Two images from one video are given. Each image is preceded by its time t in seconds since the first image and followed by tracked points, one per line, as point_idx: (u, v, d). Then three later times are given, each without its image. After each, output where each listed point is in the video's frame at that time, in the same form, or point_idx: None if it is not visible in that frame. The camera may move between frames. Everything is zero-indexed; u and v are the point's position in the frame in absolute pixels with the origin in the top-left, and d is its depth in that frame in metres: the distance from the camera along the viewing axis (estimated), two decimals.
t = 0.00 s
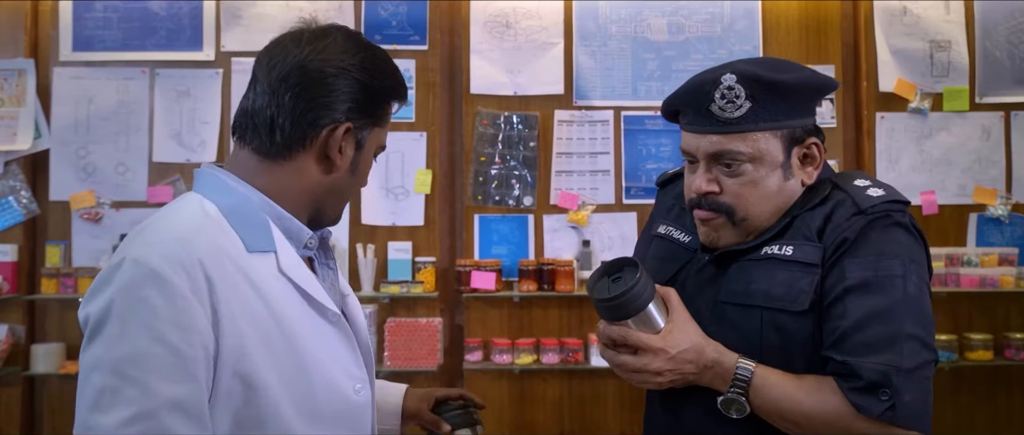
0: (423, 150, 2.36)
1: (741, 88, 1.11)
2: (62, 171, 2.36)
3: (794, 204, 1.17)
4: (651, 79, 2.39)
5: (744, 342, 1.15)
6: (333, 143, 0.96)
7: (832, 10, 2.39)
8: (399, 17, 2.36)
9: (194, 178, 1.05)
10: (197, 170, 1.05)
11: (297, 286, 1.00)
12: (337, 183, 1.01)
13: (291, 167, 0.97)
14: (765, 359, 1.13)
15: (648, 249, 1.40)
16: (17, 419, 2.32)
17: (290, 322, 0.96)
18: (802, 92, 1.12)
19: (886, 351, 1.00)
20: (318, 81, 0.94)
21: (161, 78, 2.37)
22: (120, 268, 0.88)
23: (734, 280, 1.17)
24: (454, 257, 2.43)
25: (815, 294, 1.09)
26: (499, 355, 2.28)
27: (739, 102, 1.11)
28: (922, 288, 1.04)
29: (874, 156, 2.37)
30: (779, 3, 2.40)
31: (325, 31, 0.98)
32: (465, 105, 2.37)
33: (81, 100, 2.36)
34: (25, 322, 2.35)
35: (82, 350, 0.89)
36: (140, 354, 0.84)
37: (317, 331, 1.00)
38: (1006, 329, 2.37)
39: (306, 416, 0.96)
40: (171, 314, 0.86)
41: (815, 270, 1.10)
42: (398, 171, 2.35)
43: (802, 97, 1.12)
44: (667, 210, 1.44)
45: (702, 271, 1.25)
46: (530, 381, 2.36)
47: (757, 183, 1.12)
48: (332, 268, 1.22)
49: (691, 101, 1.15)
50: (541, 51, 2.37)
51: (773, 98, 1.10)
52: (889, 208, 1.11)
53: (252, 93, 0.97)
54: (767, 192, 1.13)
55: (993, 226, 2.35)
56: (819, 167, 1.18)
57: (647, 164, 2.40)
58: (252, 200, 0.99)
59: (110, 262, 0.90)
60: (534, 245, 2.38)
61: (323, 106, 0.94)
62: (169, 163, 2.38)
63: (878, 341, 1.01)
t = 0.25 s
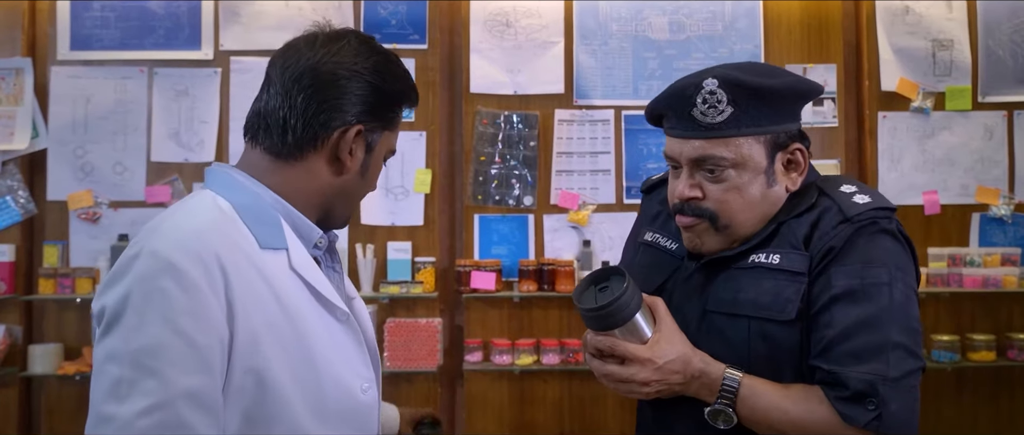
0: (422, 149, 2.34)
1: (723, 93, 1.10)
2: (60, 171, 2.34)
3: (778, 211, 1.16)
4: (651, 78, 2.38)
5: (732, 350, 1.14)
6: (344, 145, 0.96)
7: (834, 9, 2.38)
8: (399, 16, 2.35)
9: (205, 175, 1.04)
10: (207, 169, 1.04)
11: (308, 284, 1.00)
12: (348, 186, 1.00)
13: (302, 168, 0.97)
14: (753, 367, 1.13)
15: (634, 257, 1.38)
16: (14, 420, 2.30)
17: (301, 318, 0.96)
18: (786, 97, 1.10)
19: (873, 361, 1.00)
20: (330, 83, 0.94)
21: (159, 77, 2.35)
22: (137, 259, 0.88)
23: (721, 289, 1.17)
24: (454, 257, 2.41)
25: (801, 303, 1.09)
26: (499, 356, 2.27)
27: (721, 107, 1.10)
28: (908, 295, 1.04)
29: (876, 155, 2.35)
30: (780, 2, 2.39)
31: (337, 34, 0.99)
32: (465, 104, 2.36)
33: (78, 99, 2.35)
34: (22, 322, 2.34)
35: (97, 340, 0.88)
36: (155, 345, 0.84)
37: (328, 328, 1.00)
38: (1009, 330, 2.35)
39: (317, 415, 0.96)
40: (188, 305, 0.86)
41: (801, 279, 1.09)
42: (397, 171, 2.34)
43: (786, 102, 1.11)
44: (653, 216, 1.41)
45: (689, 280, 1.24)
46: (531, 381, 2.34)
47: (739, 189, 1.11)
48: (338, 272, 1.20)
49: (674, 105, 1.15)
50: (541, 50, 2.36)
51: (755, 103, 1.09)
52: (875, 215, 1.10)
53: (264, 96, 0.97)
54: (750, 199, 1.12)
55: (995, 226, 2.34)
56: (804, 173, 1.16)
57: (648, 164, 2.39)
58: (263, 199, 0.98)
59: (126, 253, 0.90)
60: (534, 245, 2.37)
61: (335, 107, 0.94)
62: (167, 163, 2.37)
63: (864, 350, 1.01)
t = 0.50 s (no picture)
0: (422, 146, 2.33)
1: (711, 89, 1.09)
2: (58, 168, 2.33)
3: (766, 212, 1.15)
4: (652, 75, 2.36)
5: (723, 354, 1.13)
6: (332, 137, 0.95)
7: (836, 5, 2.36)
8: (399, 13, 2.34)
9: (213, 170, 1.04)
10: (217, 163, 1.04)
11: (312, 280, 0.99)
12: (346, 176, 0.98)
13: (294, 163, 0.97)
14: (744, 371, 1.12)
15: (625, 259, 1.36)
16: (13, 419, 2.30)
17: (303, 313, 0.95)
18: (775, 95, 1.09)
19: (864, 364, 0.99)
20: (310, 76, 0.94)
21: (158, 74, 2.34)
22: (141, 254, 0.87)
23: (711, 291, 1.15)
24: (454, 255, 2.40)
25: (792, 306, 1.08)
26: (499, 354, 2.26)
27: (710, 104, 1.08)
28: (899, 297, 1.03)
29: (878, 152, 2.34)
30: None
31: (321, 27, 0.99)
32: (465, 101, 2.35)
33: (77, 96, 2.34)
34: (21, 321, 2.33)
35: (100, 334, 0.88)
36: (157, 339, 0.83)
37: (330, 324, 0.99)
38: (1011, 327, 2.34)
39: (320, 411, 0.94)
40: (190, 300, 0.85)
41: (791, 281, 1.07)
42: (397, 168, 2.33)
43: (775, 101, 1.10)
44: (643, 218, 1.39)
45: (679, 282, 1.22)
46: (530, 379, 2.33)
47: (727, 188, 1.10)
48: (344, 269, 1.19)
49: (662, 102, 1.14)
50: (541, 47, 2.35)
51: (743, 101, 1.09)
52: (864, 217, 1.09)
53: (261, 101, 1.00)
54: (738, 198, 1.10)
55: (998, 223, 2.33)
56: (793, 174, 1.15)
57: (649, 161, 2.38)
58: (267, 196, 0.98)
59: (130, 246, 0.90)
60: (534, 242, 2.36)
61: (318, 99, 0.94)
62: (166, 160, 2.36)
63: (854, 353, 1.00)
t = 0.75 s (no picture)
0: (422, 145, 2.32)
1: (703, 91, 1.08)
2: (56, 166, 2.32)
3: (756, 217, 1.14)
4: (653, 73, 2.36)
5: (715, 363, 1.12)
6: (291, 126, 0.96)
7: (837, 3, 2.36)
8: (399, 10, 2.33)
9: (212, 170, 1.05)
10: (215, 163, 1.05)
11: (307, 279, 0.98)
12: (317, 165, 0.98)
13: (269, 159, 1.00)
14: (737, 380, 1.11)
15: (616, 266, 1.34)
16: (11, 418, 2.29)
17: (298, 313, 0.94)
18: (767, 98, 1.08)
19: (856, 373, 0.99)
20: (265, 68, 0.97)
21: (157, 72, 2.34)
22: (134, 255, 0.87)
23: (703, 300, 1.15)
24: (454, 254, 2.39)
25: (784, 315, 1.07)
26: (499, 353, 2.26)
27: (701, 106, 1.08)
28: (891, 306, 1.03)
29: (880, 151, 2.33)
30: None
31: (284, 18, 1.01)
32: (465, 99, 2.34)
33: (76, 94, 2.33)
34: (20, 319, 2.32)
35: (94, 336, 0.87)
36: (149, 340, 0.83)
37: (326, 324, 0.98)
38: (1014, 326, 2.34)
39: (316, 412, 0.94)
40: (182, 301, 0.84)
41: (782, 291, 1.07)
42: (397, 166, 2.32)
43: (768, 105, 1.09)
44: (633, 224, 1.38)
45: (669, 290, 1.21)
46: (530, 378, 2.33)
47: (718, 192, 1.09)
48: (349, 266, 1.18)
49: (653, 104, 1.13)
50: (542, 44, 2.34)
51: (735, 104, 1.08)
52: (857, 226, 1.08)
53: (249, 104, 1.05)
54: (728, 202, 1.10)
55: (1000, 222, 2.32)
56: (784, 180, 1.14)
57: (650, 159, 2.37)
58: (265, 193, 0.99)
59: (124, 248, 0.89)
60: (534, 241, 2.35)
61: (272, 91, 0.96)
62: (165, 159, 2.35)
63: (845, 362, 0.99)
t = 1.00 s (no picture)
0: (422, 145, 2.31)
1: (713, 75, 1.11)
2: (54, 166, 2.32)
3: (763, 213, 1.13)
4: (654, 72, 2.35)
5: (736, 374, 1.11)
6: (275, 129, 0.95)
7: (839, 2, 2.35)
8: (399, 10, 2.32)
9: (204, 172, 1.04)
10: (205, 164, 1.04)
11: (302, 279, 0.97)
12: (304, 166, 0.97)
13: (258, 162, 0.99)
14: (756, 391, 1.10)
15: (635, 275, 1.35)
16: (9, 419, 2.28)
17: (293, 314, 0.93)
18: (779, 89, 1.08)
19: (875, 389, 0.98)
20: (244, 71, 0.96)
21: (156, 71, 2.33)
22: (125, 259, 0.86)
23: (729, 310, 1.14)
24: (454, 254, 2.38)
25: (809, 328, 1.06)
26: (500, 353, 2.25)
27: (710, 90, 1.10)
28: (920, 326, 1.02)
29: (883, 150, 2.32)
30: None
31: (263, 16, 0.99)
32: (465, 99, 2.33)
33: (74, 94, 2.32)
34: (18, 319, 2.31)
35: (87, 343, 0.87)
36: (141, 346, 0.82)
37: (322, 324, 0.97)
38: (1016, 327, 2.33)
39: (314, 413, 0.93)
40: (173, 305, 0.84)
41: (809, 305, 1.06)
42: (397, 166, 2.31)
43: (780, 97, 1.09)
44: (652, 234, 1.39)
45: (694, 298, 1.20)
46: (531, 378, 2.32)
47: (721, 180, 1.09)
48: (344, 264, 1.18)
49: (669, 88, 1.17)
50: (542, 44, 2.33)
51: (745, 91, 1.08)
52: (891, 247, 1.07)
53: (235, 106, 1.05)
54: (732, 192, 1.09)
55: (1002, 222, 2.31)
56: (795, 177, 1.13)
57: (651, 159, 2.36)
58: (255, 192, 0.98)
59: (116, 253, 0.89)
60: (535, 241, 2.34)
61: (253, 95, 0.95)
62: (164, 158, 2.34)
63: (865, 378, 0.99)
